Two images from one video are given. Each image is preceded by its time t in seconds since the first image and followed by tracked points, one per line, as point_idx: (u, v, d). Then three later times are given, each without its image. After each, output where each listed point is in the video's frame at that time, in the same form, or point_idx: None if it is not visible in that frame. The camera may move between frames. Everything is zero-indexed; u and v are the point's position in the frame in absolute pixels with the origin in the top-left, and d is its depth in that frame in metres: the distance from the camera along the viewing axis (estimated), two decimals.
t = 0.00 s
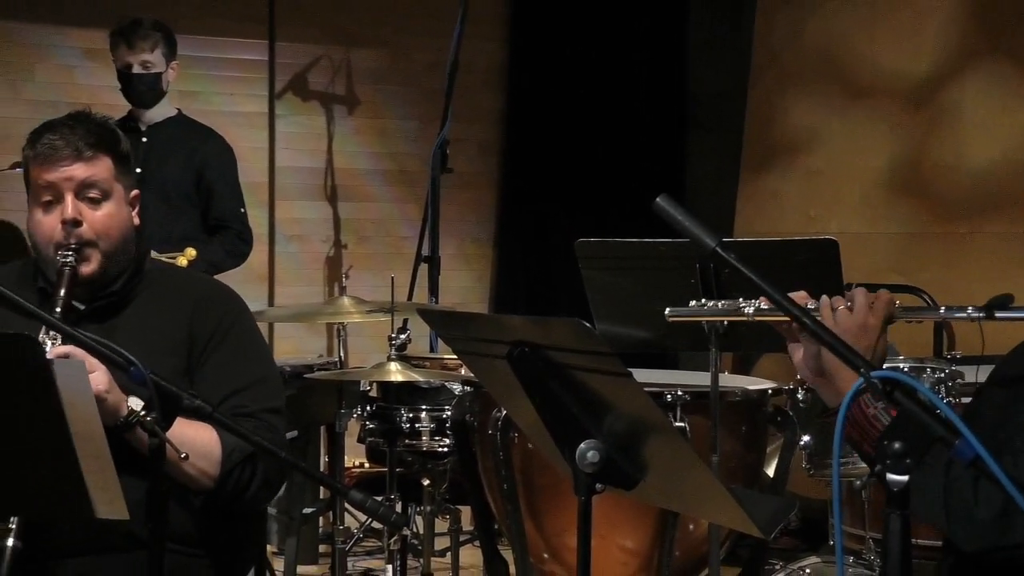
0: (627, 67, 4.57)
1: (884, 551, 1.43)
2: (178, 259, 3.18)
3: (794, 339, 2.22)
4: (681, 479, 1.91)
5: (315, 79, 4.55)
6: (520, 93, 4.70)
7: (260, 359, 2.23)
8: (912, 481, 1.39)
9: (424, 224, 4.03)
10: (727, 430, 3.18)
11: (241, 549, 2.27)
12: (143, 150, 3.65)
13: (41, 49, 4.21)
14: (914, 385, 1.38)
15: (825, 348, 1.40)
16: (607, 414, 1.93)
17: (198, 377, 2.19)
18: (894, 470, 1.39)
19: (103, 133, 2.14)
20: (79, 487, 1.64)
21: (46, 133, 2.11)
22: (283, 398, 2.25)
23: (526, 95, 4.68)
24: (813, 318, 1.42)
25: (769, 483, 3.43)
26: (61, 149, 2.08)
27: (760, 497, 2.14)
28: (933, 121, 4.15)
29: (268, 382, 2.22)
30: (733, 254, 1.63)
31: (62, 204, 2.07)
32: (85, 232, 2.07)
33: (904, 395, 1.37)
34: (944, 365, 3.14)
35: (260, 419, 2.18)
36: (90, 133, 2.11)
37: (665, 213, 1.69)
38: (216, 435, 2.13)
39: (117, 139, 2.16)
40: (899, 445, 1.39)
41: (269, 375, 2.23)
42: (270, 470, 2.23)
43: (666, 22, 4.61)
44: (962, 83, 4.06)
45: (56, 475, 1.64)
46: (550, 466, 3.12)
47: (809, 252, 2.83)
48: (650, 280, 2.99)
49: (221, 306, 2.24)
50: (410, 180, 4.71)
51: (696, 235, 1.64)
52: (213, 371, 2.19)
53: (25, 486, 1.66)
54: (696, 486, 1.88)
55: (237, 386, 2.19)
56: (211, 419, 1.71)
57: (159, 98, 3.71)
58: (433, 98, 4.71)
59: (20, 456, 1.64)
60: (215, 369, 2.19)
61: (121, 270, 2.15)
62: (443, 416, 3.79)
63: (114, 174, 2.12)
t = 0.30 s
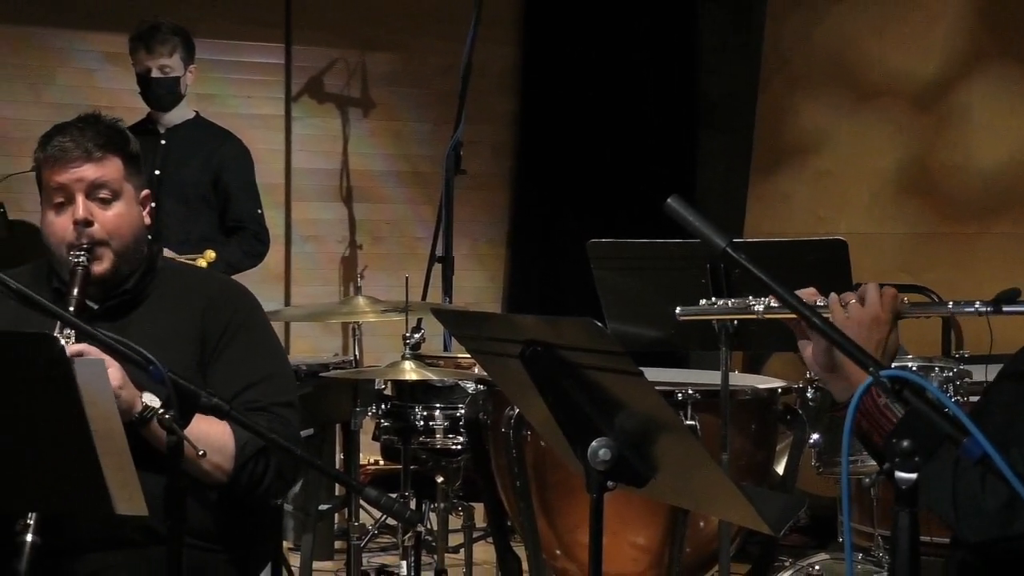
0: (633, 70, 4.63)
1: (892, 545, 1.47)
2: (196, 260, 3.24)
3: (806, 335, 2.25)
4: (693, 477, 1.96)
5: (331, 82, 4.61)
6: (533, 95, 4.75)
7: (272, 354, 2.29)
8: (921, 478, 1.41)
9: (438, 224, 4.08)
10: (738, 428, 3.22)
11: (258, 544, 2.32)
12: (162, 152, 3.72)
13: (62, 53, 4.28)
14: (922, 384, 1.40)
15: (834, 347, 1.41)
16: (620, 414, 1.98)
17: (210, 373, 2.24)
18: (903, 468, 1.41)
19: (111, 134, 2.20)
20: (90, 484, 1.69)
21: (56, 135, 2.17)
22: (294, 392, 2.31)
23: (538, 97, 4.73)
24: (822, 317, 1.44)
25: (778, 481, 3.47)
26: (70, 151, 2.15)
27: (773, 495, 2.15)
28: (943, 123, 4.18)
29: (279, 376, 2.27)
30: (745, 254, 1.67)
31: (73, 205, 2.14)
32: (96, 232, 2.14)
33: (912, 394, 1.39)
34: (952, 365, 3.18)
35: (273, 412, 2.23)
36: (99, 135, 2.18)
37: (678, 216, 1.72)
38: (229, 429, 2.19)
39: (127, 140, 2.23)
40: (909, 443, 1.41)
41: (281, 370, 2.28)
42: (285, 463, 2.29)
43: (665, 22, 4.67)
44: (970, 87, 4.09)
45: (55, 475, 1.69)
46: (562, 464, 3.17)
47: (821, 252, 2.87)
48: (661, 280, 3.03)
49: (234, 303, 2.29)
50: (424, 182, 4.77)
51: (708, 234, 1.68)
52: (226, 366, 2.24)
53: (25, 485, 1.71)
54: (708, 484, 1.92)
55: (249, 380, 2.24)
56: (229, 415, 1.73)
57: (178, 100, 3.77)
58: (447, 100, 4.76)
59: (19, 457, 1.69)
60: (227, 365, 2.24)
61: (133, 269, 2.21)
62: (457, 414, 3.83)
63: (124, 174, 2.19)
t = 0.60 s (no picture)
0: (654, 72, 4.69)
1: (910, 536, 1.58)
2: (228, 262, 3.33)
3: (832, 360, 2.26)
4: (713, 475, 2.01)
5: (358, 86, 4.69)
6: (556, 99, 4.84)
7: (297, 351, 2.35)
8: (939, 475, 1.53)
9: (464, 224, 4.15)
10: (758, 426, 3.28)
11: (287, 538, 2.40)
12: (194, 155, 3.82)
13: (97, 59, 4.39)
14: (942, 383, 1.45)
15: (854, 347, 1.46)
16: (642, 412, 2.04)
17: (239, 370, 2.31)
18: (922, 465, 1.53)
19: (135, 137, 2.28)
20: (96, 483, 1.76)
21: (82, 140, 2.26)
22: (321, 388, 2.37)
23: (561, 101, 4.81)
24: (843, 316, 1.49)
25: (798, 478, 3.53)
26: (96, 154, 2.24)
27: (791, 493, 2.22)
28: (962, 125, 4.24)
29: (305, 372, 2.33)
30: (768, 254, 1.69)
31: (101, 207, 2.23)
32: (124, 233, 2.22)
33: (932, 394, 1.44)
34: (970, 363, 3.23)
35: (300, 407, 2.29)
36: (123, 138, 2.26)
37: (699, 217, 1.75)
38: (257, 425, 2.27)
39: (151, 143, 2.31)
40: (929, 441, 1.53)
41: (307, 366, 2.35)
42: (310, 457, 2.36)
43: (676, 26, 4.70)
44: (990, 89, 4.15)
45: (55, 475, 1.77)
46: (585, 461, 3.23)
47: (841, 252, 2.91)
48: (683, 281, 3.09)
49: (259, 302, 2.37)
50: (450, 184, 4.85)
51: (729, 235, 1.70)
52: (253, 363, 2.32)
53: (25, 484, 1.80)
54: (727, 481, 1.98)
55: (275, 376, 2.31)
56: (259, 412, 1.79)
57: (209, 104, 3.85)
58: (472, 103, 4.84)
59: (20, 458, 1.77)
60: (254, 362, 2.31)
61: (162, 269, 2.30)
62: (482, 412, 3.87)
63: (149, 175, 2.27)
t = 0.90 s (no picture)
0: (653, 73, 4.80)
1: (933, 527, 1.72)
2: (265, 262, 3.47)
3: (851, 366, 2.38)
4: (735, 468, 2.12)
5: (390, 92, 4.82)
6: (583, 104, 4.95)
7: (328, 348, 2.47)
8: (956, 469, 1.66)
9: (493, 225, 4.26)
10: (779, 422, 3.37)
11: (320, 531, 2.52)
12: (232, 160, 3.96)
13: (139, 67, 4.54)
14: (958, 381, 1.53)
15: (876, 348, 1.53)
16: (665, 408, 2.15)
17: (273, 366, 2.43)
18: (940, 462, 1.66)
19: (166, 143, 2.41)
20: (93, 484, 1.84)
21: (116, 148, 2.38)
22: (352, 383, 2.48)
23: (586, 107, 4.94)
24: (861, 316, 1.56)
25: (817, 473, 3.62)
26: (131, 161, 2.36)
27: (809, 488, 2.31)
28: (979, 129, 4.33)
29: (335, 367, 2.45)
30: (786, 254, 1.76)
31: (136, 212, 2.36)
32: (158, 236, 2.35)
33: (950, 390, 1.52)
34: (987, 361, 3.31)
35: (332, 401, 2.41)
36: (155, 144, 2.39)
37: (721, 217, 1.80)
38: (290, 418, 2.39)
39: (181, 148, 2.44)
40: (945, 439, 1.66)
41: (337, 362, 2.46)
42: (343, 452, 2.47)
43: (695, 29, 4.79)
44: (1006, 93, 4.24)
45: (56, 475, 1.85)
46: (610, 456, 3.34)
47: (860, 252, 3.00)
48: (705, 281, 3.19)
49: (291, 301, 2.49)
50: (478, 187, 4.97)
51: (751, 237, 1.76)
52: (286, 360, 2.43)
53: (24, 484, 1.87)
54: (751, 474, 2.08)
55: (307, 372, 2.42)
56: (295, 408, 1.91)
57: (247, 110, 3.98)
58: (500, 108, 4.97)
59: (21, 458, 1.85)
60: (287, 359, 2.43)
61: (196, 271, 2.44)
62: (511, 408, 4.02)
63: (180, 179, 2.40)
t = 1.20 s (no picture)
0: (672, 76, 4.88)
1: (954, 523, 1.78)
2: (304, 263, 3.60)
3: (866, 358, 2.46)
4: (762, 464, 2.21)
5: (425, 97, 4.94)
6: (613, 108, 5.05)
7: (362, 345, 2.58)
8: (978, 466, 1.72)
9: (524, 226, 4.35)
10: (804, 419, 3.44)
11: (357, 524, 2.63)
12: (272, 165, 4.10)
13: (184, 74, 4.69)
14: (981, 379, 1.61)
15: (905, 346, 1.59)
16: (692, 406, 2.24)
17: (309, 362, 2.55)
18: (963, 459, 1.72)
19: (201, 149, 2.54)
20: (122, 482, 1.90)
21: (152, 154, 2.50)
22: (386, 379, 2.59)
23: (615, 111, 5.04)
24: (888, 315, 1.60)
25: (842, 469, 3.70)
26: (167, 167, 2.49)
27: (838, 484, 2.34)
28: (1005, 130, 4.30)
29: (369, 363, 2.56)
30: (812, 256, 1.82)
31: (172, 216, 2.48)
32: (194, 239, 2.47)
33: (973, 388, 1.60)
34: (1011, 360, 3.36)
35: (365, 396, 2.51)
36: (190, 150, 2.51)
37: (749, 219, 1.86)
38: (324, 413, 2.51)
39: (215, 152, 2.56)
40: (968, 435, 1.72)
41: (370, 358, 2.57)
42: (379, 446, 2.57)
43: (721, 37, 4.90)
44: None
45: (82, 476, 1.89)
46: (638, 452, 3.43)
47: (882, 253, 3.06)
48: (733, 282, 3.29)
49: (325, 300, 2.60)
50: (511, 190, 5.09)
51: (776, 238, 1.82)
52: (321, 357, 2.55)
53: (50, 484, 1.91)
54: (776, 469, 2.16)
55: (340, 368, 2.53)
56: (332, 404, 2.01)
57: (287, 116, 4.11)
58: (532, 113, 5.09)
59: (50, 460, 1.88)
60: (322, 355, 2.55)
61: (232, 272, 2.56)
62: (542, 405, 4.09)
63: (214, 183, 2.51)
